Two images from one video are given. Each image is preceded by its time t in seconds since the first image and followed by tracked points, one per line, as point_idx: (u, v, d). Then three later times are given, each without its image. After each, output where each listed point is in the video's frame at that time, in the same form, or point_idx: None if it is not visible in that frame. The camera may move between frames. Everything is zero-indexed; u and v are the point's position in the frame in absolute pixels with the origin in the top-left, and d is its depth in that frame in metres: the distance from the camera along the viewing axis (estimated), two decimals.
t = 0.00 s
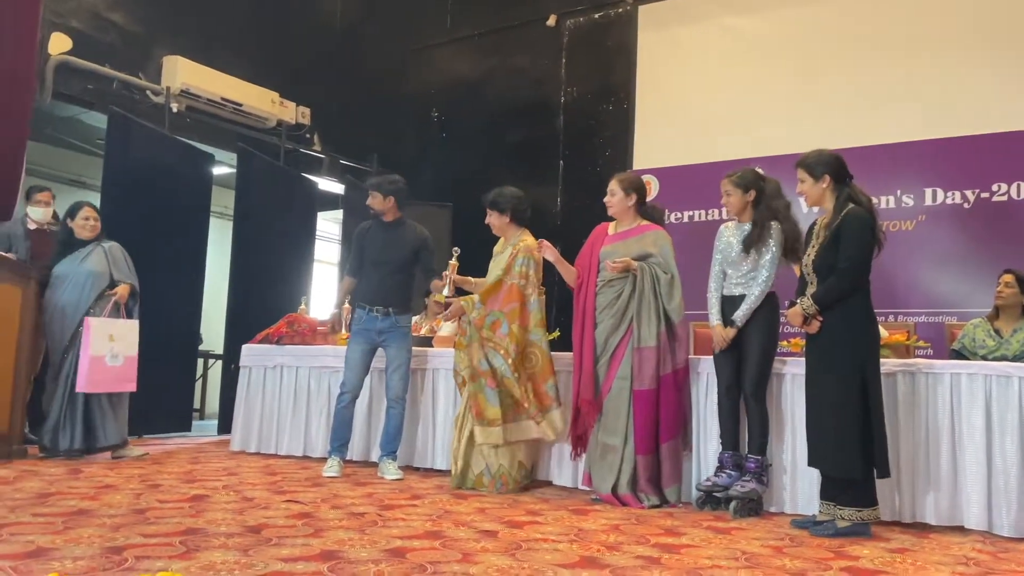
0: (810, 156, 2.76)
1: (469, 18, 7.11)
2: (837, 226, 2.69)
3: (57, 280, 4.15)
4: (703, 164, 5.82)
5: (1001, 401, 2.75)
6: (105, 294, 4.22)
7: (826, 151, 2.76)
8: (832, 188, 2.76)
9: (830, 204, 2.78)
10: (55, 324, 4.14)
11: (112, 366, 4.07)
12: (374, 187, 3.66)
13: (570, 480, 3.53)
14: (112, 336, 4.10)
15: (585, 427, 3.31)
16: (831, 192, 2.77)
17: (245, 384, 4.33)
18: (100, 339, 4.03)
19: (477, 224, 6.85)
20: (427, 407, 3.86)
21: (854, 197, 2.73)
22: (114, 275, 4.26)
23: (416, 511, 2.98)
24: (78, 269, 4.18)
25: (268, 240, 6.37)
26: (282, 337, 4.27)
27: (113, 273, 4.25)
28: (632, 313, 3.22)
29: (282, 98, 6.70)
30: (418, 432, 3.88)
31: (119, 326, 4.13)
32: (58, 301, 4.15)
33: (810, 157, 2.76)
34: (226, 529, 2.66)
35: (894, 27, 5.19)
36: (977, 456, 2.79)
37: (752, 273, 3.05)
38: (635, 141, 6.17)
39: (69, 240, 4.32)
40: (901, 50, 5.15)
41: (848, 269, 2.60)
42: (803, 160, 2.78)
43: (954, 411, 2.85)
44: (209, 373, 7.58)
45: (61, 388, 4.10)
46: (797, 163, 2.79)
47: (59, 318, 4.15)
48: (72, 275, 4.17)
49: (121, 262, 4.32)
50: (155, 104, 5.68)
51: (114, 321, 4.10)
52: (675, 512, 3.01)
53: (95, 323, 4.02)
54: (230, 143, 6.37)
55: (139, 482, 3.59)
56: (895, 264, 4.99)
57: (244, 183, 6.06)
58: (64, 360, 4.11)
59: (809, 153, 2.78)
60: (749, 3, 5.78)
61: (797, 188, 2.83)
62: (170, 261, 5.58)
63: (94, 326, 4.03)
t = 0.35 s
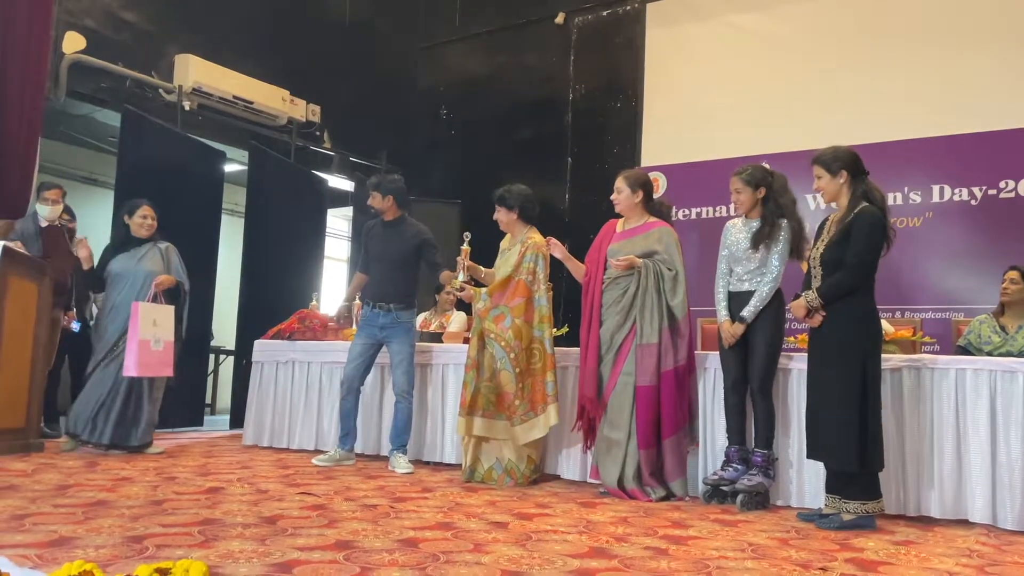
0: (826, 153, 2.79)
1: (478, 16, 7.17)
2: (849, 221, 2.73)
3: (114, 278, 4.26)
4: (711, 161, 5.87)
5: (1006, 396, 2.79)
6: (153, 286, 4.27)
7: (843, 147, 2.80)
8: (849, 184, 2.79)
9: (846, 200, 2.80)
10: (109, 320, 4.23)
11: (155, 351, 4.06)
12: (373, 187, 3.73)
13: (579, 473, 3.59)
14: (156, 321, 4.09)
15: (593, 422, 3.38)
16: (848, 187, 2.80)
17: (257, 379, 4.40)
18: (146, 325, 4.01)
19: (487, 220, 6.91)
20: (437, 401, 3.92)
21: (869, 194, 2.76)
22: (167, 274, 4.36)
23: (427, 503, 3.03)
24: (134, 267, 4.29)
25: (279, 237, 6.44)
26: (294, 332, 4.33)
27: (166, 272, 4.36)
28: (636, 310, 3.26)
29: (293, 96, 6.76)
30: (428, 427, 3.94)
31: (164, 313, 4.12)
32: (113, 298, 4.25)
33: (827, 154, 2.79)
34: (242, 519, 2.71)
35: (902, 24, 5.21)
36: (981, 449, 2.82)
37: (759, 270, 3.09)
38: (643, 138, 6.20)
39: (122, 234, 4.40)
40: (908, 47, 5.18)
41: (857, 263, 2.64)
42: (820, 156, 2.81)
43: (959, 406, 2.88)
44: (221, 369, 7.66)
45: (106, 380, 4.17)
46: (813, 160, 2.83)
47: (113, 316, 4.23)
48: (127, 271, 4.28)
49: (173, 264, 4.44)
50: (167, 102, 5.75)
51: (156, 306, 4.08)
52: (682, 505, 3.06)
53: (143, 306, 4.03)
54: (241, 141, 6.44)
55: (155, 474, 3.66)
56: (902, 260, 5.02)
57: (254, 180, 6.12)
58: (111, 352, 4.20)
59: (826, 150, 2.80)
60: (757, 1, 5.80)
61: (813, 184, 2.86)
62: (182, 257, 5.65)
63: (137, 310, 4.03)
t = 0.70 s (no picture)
0: (820, 153, 2.85)
1: (477, 16, 7.23)
2: (840, 220, 2.79)
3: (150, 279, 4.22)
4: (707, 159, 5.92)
5: (989, 391, 2.86)
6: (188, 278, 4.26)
7: (837, 148, 2.85)
8: (842, 184, 2.84)
9: (839, 199, 2.86)
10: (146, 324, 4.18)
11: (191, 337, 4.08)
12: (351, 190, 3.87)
13: (574, 467, 3.66)
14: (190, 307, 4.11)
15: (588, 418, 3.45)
16: (842, 187, 2.85)
17: (258, 375, 4.47)
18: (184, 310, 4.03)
19: (487, 218, 6.98)
20: (434, 396, 4.00)
21: (861, 194, 2.82)
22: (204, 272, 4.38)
23: (424, 495, 3.11)
24: (173, 266, 4.29)
25: (279, 234, 6.51)
26: (294, 329, 4.42)
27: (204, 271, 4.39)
28: (630, 307, 3.33)
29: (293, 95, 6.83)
30: (425, 421, 4.02)
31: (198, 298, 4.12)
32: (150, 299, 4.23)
33: (822, 154, 2.85)
34: (243, 511, 2.79)
35: (895, 25, 5.27)
36: (965, 443, 2.89)
37: (749, 268, 3.16)
38: (640, 137, 6.26)
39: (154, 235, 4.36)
40: (901, 48, 5.25)
41: (847, 262, 2.71)
42: (814, 156, 2.87)
43: (944, 401, 2.95)
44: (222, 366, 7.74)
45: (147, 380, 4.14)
46: (808, 160, 2.88)
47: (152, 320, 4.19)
48: (165, 271, 4.27)
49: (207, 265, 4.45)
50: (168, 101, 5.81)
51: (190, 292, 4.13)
52: (673, 498, 3.13)
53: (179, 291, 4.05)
54: (242, 140, 6.50)
55: (157, 468, 3.73)
56: (895, 258, 5.08)
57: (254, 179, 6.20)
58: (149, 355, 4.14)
59: (821, 150, 2.86)
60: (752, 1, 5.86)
61: (808, 183, 2.91)
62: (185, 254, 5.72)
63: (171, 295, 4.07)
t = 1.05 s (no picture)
0: (807, 155, 2.92)
1: (471, 15, 7.28)
2: (825, 220, 2.87)
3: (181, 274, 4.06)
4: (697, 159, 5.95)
5: (967, 386, 2.94)
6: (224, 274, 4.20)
7: (823, 150, 2.92)
8: (829, 185, 2.91)
9: (825, 200, 2.94)
10: (178, 323, 4.05)
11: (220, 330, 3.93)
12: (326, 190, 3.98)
13: (565, 462, 3.73)
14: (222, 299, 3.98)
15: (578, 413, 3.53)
16: (828, 189, 2.93)
17: (253, 371, 4.53)
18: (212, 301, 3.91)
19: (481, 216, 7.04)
20: (427, 392, 4.06)
21: (846, 196, 2.89)
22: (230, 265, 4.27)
23: (417, 489, 3.18)
24: (202, 260, 4.15)
25: (274, 232, 6.56)
26: (289, 327, 4.46)
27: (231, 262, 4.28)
28: (621, 305, 3.41)
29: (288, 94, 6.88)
30: (419, 418, 4.09)
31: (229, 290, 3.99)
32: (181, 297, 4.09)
33: (809, 156, 2.92)
34: (239, 504, 2.85)
35: (881, 27, 5.36)
36: (944, 438, 2.97)
37: (734, 266, 3.24)
38: (631, 136, 6.32)
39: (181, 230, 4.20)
40: (887, 50, 5.34)
41: (829, 261, 2.78)
42: (802, 158, 2.93)
43: (924, 396, 3.03)
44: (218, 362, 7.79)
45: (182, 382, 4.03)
46: (795, 162, 2.95)
47: (183, 316, 4.06)
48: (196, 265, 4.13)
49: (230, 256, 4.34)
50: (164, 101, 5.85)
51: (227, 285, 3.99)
52: (661, 491, 3.20)
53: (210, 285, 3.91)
54: (238, 139, 6.56)
55: (154, 463, 3.79)
56: (881, 256, 5.16)
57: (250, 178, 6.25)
58: (180, 357, 4.03)
59: (808, 152, 2.93)
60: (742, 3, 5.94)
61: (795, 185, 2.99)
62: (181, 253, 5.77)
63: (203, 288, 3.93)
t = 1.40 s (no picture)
0: (798, 161, 2.98)
1: (463, 16, 7.33)
2: (813, 224, 2.94)
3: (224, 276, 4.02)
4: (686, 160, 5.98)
5: (951, 386, 3.02)
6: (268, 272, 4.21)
7: (813, 156, 2.99)
8: (818, 190, 2.98)
9: (814, 205, 3.01)
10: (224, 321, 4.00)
11: (262, 321, 3.92)
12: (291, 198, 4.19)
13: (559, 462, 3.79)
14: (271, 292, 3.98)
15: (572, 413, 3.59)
16: (817, 194, 3.00)
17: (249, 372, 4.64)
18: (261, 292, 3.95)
19: (473, 216, 7.10)
20: (421, 392, 4.14)
21: (835, 202, 2.96)
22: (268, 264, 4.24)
23: (413, 488, 3.24)
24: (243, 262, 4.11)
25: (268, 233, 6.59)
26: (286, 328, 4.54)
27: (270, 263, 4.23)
28: (614, 306, 3.48)
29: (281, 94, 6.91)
30: (413, 418, 4.15)
31: (280, 283, 3.99)
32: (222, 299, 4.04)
33: (799, 162, 2.98)
34: (240, 504, 2.90)
35: (868, 32, 5.46)
36: (928, 436, 3.05)
37: (723, 267, 3.30)
38: (623, 137, 6.39)
39: (214, 234, 4.09)
40: (874, 53, 5.43)
41: (816, 265, 2.86)
42: (792, 164, 3.00)
43: (908, 395, 3.11)
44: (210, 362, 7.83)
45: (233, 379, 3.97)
46: (785, 168, 3.01)
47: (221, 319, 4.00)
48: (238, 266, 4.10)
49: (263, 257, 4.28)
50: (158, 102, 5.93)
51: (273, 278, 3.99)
52: (653, 489, 3.27)
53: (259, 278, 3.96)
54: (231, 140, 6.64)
55: (152, 463, 3.83)
56: (868, 257, 5.24)
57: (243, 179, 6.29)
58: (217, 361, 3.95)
59: (798, 158, 2.99)
60: (732, 6, 6.02)
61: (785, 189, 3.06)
62: (175, 254, 5.80)
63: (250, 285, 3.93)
